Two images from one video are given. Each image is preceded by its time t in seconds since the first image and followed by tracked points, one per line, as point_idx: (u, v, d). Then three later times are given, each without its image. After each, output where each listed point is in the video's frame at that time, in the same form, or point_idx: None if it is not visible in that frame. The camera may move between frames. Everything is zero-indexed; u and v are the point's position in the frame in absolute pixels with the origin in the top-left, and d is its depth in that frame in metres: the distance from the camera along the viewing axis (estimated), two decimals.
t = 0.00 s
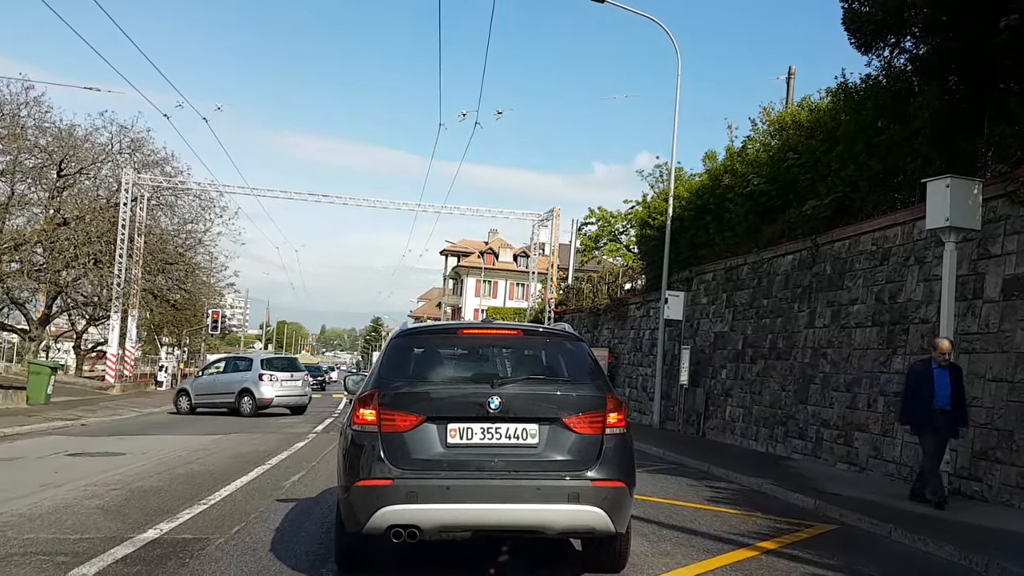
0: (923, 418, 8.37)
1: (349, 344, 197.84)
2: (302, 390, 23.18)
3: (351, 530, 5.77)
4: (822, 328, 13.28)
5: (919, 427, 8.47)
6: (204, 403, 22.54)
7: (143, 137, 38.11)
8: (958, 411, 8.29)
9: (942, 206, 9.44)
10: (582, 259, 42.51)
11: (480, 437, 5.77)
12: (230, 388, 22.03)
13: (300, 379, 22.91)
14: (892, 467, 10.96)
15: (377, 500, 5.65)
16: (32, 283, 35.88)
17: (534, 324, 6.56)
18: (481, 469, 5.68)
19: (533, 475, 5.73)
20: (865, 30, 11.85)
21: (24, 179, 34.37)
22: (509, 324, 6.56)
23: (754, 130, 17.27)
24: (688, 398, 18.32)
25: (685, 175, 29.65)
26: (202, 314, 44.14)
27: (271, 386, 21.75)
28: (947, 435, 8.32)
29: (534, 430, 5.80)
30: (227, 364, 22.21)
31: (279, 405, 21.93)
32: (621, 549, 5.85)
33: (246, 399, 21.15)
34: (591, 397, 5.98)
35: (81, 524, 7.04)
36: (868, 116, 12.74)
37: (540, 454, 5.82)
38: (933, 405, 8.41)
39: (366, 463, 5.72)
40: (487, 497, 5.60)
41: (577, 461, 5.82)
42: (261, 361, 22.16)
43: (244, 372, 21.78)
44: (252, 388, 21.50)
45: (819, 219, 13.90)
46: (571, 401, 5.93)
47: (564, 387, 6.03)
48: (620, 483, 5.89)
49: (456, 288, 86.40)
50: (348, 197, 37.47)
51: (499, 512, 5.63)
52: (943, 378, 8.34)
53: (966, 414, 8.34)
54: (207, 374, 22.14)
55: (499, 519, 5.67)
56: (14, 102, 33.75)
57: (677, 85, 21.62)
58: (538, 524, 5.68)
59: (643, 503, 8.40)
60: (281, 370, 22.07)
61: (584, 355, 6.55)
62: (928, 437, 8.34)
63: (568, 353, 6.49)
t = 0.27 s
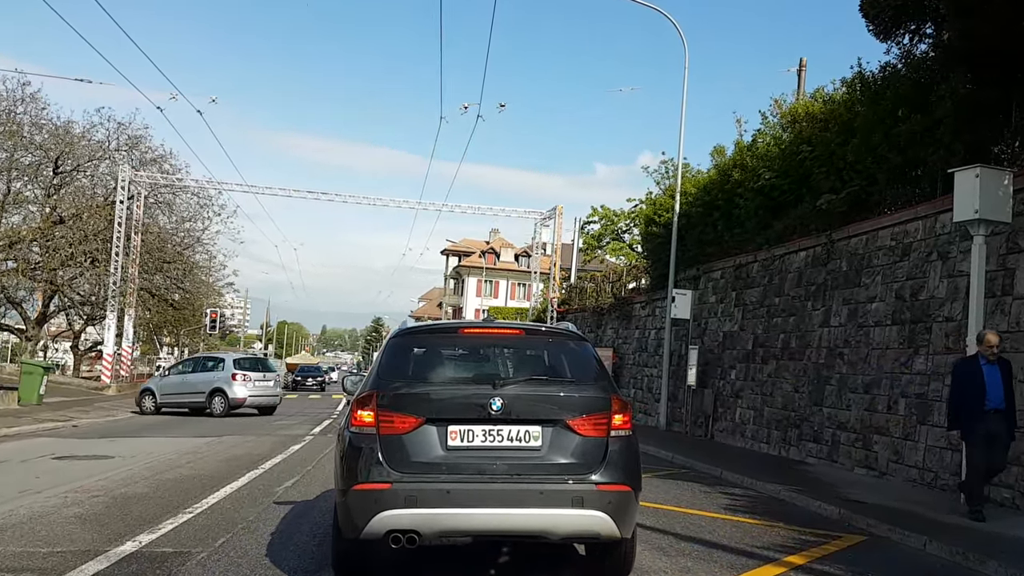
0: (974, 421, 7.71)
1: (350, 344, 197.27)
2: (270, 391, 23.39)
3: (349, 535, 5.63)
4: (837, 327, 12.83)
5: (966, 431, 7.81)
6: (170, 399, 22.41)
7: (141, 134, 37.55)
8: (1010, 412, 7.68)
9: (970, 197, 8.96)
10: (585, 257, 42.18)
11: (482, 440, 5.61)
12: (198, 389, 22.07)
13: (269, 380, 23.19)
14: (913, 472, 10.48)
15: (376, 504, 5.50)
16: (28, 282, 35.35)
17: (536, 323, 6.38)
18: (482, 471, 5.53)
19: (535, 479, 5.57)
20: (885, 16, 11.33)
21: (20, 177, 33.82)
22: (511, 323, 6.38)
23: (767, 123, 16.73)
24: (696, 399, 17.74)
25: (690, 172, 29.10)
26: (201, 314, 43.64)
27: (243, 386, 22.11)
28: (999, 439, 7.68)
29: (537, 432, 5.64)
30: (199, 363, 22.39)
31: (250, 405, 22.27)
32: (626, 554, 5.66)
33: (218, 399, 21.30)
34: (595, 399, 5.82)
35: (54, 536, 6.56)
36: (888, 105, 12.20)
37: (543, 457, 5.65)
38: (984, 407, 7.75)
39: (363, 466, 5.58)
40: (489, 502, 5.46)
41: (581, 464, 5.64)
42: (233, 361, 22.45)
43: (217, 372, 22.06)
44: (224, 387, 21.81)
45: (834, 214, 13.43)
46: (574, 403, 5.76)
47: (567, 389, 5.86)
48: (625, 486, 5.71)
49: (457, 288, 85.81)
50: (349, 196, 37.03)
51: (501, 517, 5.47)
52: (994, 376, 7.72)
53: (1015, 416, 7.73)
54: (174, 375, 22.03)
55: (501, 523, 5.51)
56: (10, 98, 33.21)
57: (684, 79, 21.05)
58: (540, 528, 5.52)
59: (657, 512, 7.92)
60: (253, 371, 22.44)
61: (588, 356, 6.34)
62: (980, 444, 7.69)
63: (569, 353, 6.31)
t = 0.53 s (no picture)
0: None
1: (350, 343, 196.72)
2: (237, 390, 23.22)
3: (345, 540, 5.31)
4: (854, 326, 12.36)
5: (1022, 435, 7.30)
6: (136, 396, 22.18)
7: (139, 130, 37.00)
8: None
9: (1001, 185, 8.48)
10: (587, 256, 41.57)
11: (483, 442, 5.31)
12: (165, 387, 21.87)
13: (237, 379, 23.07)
14: (938, 477, 9.98)
15: (373, 509, 5.17)
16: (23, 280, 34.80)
17: (540, 321, 6.02)
18: (483, 475, 5.22)
19: (539, 482, 5.26)
20: None
21: (15, 173, 33.26)
22: (514, 321, 6.05)
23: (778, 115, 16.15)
24: (704, 400, 17.25)
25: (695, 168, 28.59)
26: (199, 312, 43.14)
27: (212, 386, 21.99)
28: None
29: (540, 434, 5.32)
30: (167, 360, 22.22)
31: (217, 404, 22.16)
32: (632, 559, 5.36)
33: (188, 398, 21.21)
34: (601, 399, 5.51)
35: (24, 548, 6.08)
36: (907, 94, 11.68)
37: (546, 459, 5.33)
38: None
39: (361, 469, 5.25)
40: (491, 506, 5.15)
41: (586, 467, 5.32)
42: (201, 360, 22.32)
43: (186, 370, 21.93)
44: (194, 387, 21.71)
45: (850, 208, 12.95)
46: (578, 403, 5.43)
47: (569, 388, 5.53)
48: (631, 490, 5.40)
49: (457, 287, 85.31)
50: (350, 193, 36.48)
51: (504, 522, 5.16)
52: None
53: None
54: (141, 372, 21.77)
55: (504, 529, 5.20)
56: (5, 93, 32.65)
57: (691, 71, 20.47)
58: (545, 534, 5.21)
59: (672, 521, 7.42)
60: (222, 370, 22.38)
61: (592, 355, 5.98)
62: None
63: (571, 351, 5.96)
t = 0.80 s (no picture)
0: None
1: (351, 343, 196.22)
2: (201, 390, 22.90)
3: (342, 545, 5.08)
4: (871, 323, 11.93)
5: None
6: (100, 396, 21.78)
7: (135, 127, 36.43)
8: None
9: None
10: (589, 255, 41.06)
11: (484, 443, 5.08)
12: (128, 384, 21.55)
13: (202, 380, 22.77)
14: (963, 482, 9.53)
15: (370, 514, 4.93)
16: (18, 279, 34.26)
17: (543, 319, 5.77)
18: (484, 479, 4.98)
19: (541, 484, 5.02)
20: None
21: (9, 170, 32.68)
22: (516, 320, 5.80)
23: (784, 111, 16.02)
24: (712, 400, 16.77)
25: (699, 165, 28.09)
26: (197, 311, 42.64)
27: (178, 386, 21.67)
28: None
29: (543, 435, 5.08)
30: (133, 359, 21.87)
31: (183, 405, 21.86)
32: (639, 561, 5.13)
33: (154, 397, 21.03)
34: (607, 400, 5.27)
35: None
36: (928, 81, 11.20)
37: (549, 461, 5.08)
38: None
39: (358, 472, 5.02)
40: (493, 510, 4.91)
41: (591, 469, 5.09)
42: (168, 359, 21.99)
43: (153, 369, 21.63)
44: (160, 386, 21.40)
45: (866, 201, 12.50)
46: (582, 403, 5.18)
47: (571, 388, 5.29)
48: (637, 492, 5.16)
49: (458, 286, 84.82)
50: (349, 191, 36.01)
51: (505, 527, 4.93)
52: None
53: None
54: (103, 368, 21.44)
55: (504, 533, 4.96)
56: None
57: (698, 63, 19.93)
58: (548, 538, 4.97)
59: (691, 531, 6.94)
60: (189, 371, 22.11)
61: (597, 354, 5.71)
62: None
63: (573, 351, 5.69)
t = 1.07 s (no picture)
0: None
1: (351, 343, 195.59)
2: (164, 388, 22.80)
3: (340, 548, 4.94)
4: (889, 320, 11.50)
5: None
6: (65, 396, 21.58)
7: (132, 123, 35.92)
8: None
9: None
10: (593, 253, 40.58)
11: (486, 444, 4.92)
12: (92, 382, 21.43)
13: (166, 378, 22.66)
14: (989, 486, 9.09)
15: (369, 517, 4.78)
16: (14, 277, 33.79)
17: (545, 318, 5.61)
18: (485, 480, 4.83)
19: (544, 487, 4.85)
20: None
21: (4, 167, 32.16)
22: (518, 319, 5.65)
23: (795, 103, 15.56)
24: (720, 401, 16.32)
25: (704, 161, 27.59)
26: (195, 311, 42.16)
27: (144, 386, 21.58)
28: None
29: (546, 435, 4.93)
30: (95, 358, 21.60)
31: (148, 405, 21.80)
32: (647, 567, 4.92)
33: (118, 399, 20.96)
34: (611, 400, 5.13)
35: None
36: (950, 68, 10.73)
37: (552, 463, 4.92)
38: None
39: (357, 474, 4.87)
40: (494, 513, 4.75)
41: (595, 471, 4.94)
42: (134, 359, 21.83)
43: (119, 369, 21.49)
44: (127, 387, 21.31)
45: (882, 194, 12.05)
46: (586, 403, 5.03)
47: (575, 388, 5.13)
48: (643, 495, 5.01)
49: (459, 285, 84.26)
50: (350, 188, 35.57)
51: (507, 531, 4.76)
52: None
53: None
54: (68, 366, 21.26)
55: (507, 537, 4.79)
56: None
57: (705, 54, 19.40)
58: (551, 542, 4.80)
59: (715, 543, 6.48)
60: (154, 371, 21.98)
61: (602, 355, 5.54)
62: None
63: (574, 351, 5.53)
